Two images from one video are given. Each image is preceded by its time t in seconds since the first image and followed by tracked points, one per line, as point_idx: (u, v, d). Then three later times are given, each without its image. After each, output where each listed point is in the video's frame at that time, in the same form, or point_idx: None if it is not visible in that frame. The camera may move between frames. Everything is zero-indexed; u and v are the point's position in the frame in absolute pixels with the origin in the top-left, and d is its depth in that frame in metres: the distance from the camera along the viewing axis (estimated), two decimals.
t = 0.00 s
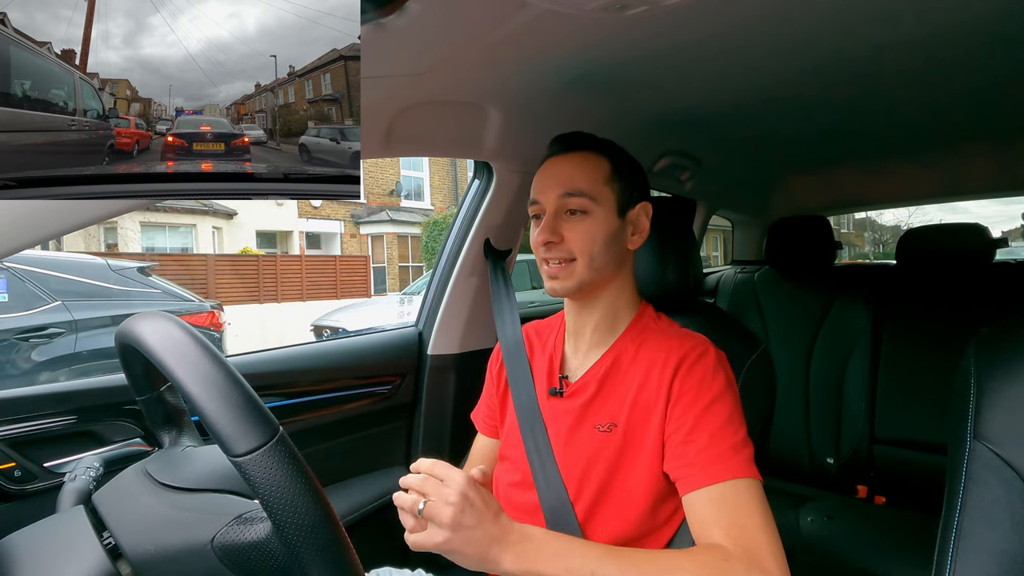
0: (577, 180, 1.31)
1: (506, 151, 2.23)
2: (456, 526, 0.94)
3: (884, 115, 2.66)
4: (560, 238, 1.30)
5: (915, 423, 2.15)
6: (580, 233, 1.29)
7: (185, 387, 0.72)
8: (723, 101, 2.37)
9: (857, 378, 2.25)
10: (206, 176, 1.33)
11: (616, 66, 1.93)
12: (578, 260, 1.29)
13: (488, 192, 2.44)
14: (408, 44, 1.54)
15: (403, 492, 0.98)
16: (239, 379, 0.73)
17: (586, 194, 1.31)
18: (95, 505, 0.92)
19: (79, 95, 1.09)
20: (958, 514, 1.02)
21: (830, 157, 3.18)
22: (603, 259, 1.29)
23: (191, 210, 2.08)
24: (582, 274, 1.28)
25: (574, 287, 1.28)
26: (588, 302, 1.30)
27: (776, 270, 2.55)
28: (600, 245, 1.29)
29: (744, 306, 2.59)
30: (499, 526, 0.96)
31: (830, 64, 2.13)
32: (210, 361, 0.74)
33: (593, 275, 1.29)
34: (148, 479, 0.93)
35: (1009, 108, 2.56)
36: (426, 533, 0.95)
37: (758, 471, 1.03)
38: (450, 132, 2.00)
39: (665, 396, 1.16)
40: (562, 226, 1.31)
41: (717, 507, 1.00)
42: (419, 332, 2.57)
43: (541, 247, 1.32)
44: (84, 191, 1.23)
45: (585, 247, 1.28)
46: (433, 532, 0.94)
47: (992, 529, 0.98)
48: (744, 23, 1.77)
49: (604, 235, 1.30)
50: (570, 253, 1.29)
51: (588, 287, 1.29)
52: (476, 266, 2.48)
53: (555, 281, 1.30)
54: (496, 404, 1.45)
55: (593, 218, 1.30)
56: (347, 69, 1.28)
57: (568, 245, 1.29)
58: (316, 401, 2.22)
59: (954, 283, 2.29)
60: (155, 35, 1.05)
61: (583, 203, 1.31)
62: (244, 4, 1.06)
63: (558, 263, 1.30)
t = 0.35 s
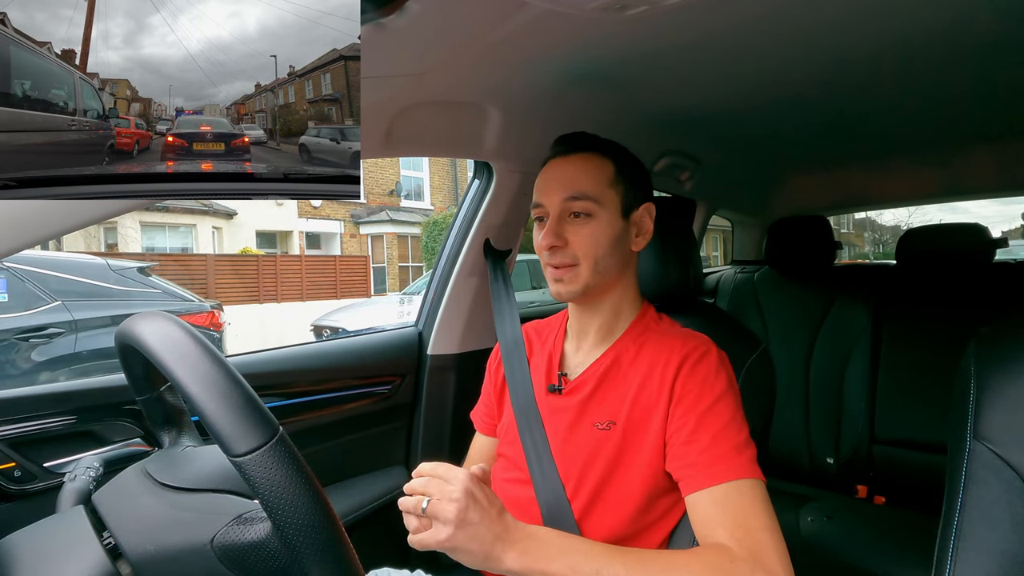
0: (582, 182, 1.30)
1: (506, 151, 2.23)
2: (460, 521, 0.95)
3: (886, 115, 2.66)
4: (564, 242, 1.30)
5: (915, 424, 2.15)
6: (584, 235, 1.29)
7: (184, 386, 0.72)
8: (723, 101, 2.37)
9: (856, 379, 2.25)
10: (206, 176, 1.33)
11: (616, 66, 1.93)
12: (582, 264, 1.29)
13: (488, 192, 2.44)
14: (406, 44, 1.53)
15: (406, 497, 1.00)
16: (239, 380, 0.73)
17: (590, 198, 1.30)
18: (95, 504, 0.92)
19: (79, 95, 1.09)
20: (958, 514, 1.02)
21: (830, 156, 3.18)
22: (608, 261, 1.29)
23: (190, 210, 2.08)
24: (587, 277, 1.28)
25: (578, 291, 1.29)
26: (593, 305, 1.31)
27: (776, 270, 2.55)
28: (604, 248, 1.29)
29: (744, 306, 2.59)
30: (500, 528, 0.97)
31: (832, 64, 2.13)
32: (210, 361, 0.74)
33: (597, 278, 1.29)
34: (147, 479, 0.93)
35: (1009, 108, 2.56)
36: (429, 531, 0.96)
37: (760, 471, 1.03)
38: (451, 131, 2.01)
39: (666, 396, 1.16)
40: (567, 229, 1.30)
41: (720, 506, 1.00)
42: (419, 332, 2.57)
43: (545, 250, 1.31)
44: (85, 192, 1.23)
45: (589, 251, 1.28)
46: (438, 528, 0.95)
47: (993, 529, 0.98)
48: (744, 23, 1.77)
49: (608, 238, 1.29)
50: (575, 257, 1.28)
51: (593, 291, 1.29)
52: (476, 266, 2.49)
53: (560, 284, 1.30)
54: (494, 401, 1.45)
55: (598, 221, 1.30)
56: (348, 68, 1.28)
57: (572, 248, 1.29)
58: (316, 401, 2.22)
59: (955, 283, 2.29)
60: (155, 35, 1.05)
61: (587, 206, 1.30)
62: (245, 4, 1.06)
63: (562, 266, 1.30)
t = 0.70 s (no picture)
0: (627, 186, 1.31)
1: (506, 151, 2.24)
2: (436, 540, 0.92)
3: (886, 115, 2.66)
4: (605, 243, 1.29)
5: (915, 424, 2.15)
6: (624, 241, 1.30)
7: (185, 386, 0.72)
8: (723, 101, 2.37)
9: (855, 379, 2.26)
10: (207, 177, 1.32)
11: (616, 66, 1.93)
12: (615, 268, 1.30)
13: (488, 192, 2.45)
14: (406, 44, 1.54)
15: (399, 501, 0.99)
16: (240, 381, 0.73)
17: (632, 204, 1.31)
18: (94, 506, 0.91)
19: (80, 95, 1.08)
20: (958, 514, 1.02)
21: (829, 156, 3.18)
22: (633, 270, 1.33)
23: (190, 210, 2.08)
24: (617, 283, 1.30)
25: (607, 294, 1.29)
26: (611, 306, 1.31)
27: (776, 270, 2.55)
28: (635, 257, 1.32)
29: (744, 306, 2.59)
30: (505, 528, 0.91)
31: (832, 64, 2.13)
32: (210, 361, 0.74)
33: (624, 284, 1.31)
34: (148, 480, 0.93)
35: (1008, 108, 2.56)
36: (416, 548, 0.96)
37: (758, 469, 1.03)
38: (451, 131, 2.01)
39: (663, 395, 1.16)
40: (607, 230, 1.30)
41: (719, 504, 1.00)
42: (419, 332, 2.57)
43: (583, 247, 1.29)
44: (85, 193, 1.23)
45: (624, 257, 1.30)
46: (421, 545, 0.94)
47: (993, 529, 0.98)
48: (743, 23, 1.77)
49: (639, 247, 1.32)
50: (612, 260, 1.29)
51: (616, 295, 1.31)
52: (475, 266, 2.49)
53: (590, 283, 1.29)
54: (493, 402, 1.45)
55: (635, 229, 1.31)
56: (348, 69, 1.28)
57: (612, 251, 1.29)
58: (316, 401, 2.22)
59: (955, 283, 2.28)
60: (156, 35, 1.06)
61: (628, 212, 1.31)
62: (246, 3, 1.08)
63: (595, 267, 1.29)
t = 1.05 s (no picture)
0: (639, 192, 1.29)
1: (506, 151, 2.24)
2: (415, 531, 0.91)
3: (886, 115, 2.66)
4: (616, 248, 1.28)
5: (915, 424, 2.15)
6: (635, 247, 1.29)
7: (185, 386, 0.72)
8: (724, 101, 2.37)
9: (855, 379, 2.26)
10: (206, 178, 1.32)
11: (616, 66, 1.93)
12: (624, 274, 1.29)
13: (488, 192, 2.45)
14: (406, 44, 1.54)
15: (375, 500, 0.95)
16: (242, 381, 0.74)
17: (644, 209, 1.30)
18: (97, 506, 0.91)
19: (80, 95, 1.09)
20: (958, 514, 1.02)
21: (830, 156, 3.18)
22: (642, 274, 1.32)
23: (190, 210, 2.08)
24: (627, 288, 1.29)
25: (616, 299, 1.28)
26: (618, 311, 1.31)
27: (777, 270, 2.55)
28: (645, 262, 1.30)
29: (744, 306, 2.59)
30: (504, 529, 0.84)
31: (832, 64, 2.13)
32: (211, 362, 0.74)
33: (632, 289, 1.30)
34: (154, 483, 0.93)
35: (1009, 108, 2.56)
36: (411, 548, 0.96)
37: (760, 470, 1.03)
38: (451, 131, 2.01)
39: (666, 395, 1.16)
40: (618, 235, 1.29)
41: (721, 505, 1.00)
42: (419, 332, 2.57)
43: (593, 253, 1.28)
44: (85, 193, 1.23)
45: (634, 262, 1.29)
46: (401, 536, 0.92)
47: (994, 529, 0.98)
48: (743, 24, 1.77)
49: (650, 252, 1.31)
50: (621, 265, 1.28)
51: (624, 300, 1.30)
52: (475, 266, 2.50)
53: (598, 288, 1.28)
54: (494, 401, 1.45)
55: (646, 234, 1.30)
56: (348, 69, 1.25)
57: (622, 257, 1.28)
58: (316, 401, 2.22)
59: (955, 283, 2.28)
60: (155, 34, 1.06)
61: (640, 217, 1.30)
62: (246, 3, 1.09)
63: (604, 271, 1.29)
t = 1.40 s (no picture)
0: (627, 191, 1.29)
1: (506, 151, 2.24)
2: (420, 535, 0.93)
3: (886, 115, 2.66)
4: (605, 249, 1.28)
5: (915, 424, 2.15)
6: (626, 246, 1.28)
7: (185, 386, 0.72)
8: (724, 101, 2.37)
9: (855, 378, 2.26)
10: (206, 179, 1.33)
11: (616, 66, 1.93)
12: (616, 273, 1.29)
13: (489, 192, 2.46)
14: (407, 43, 1.54)
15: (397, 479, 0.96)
16: (240, 380, 0.74)
17: (633, 208, 1.30)
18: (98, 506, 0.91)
19: (80, 95, 1.09)
20: (958, 513, 1.02)
21: (830, 156, 3.18)
22: (636, 273, 1.31)
23: (190, 210, 2.08)
24: (619, 288, 1.29)
25: (608, 299, 1.29)
26: (612, 311, 1.31)
27: (777, 270, 2.55)
28: (637, 260, 1.30)
29: (744, 306, 2.59)
30: (499, 543, 0.83)
31: (831, 64, 2.13)
32: (210, 361, 0.74)
33: (625, 288, 1.30)
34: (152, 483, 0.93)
35: (1009, 108, 2.56)
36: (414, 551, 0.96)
37: (758, 470, 1.04)
38: (450, 131, 2.00)
39: (664, 395, 1.16)
40: (608, 235, 1.29)
41: (719, 506, 1.00)
42: (419, 332, 2.57)
43: (582, 254, 1.28)
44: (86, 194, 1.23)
45: (625, 262, 1.29)
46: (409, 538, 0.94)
47: (994, 529, 0.98)
48: (742, 24, 1.77)
49: (642, 250, 1.31)
50: (612, 265, 1.28)
51: (617, 300, 1.30)
52: (475, 266, 2.50)
53: (591, 289, 1.28)
54: (494, 402, 1.45)
55: (636, 233, 1.30)
56: (348, 68, 1.25)
57: (612, 257, 1.28)
58: (316, 401, 2.22)
59: (955, 283, 2.28)
60: (156, 35, 1.06)
61: (629, 216, 1.29)
62: (247, 3, 1.09)
63: (596, 272, 1.29)
